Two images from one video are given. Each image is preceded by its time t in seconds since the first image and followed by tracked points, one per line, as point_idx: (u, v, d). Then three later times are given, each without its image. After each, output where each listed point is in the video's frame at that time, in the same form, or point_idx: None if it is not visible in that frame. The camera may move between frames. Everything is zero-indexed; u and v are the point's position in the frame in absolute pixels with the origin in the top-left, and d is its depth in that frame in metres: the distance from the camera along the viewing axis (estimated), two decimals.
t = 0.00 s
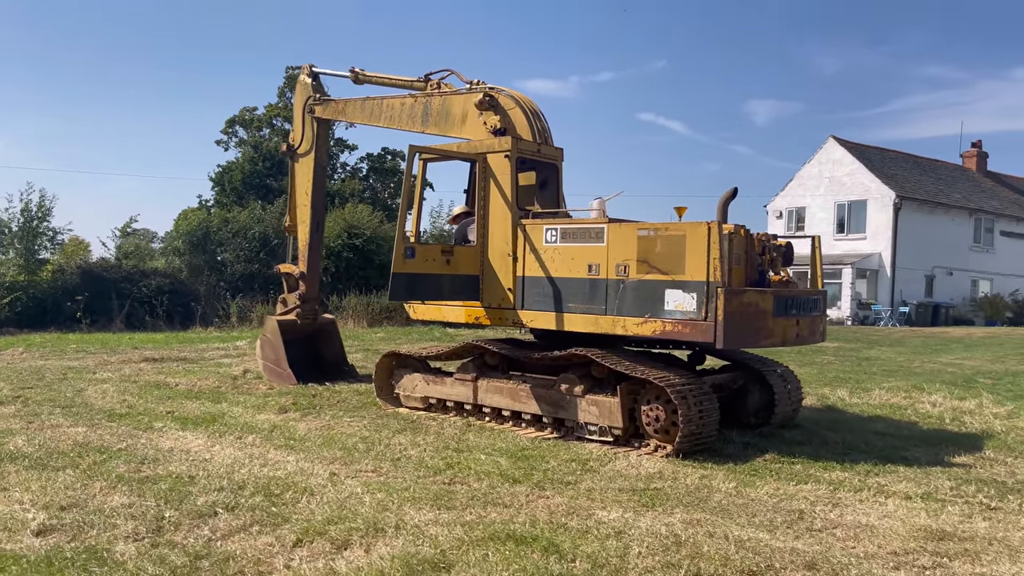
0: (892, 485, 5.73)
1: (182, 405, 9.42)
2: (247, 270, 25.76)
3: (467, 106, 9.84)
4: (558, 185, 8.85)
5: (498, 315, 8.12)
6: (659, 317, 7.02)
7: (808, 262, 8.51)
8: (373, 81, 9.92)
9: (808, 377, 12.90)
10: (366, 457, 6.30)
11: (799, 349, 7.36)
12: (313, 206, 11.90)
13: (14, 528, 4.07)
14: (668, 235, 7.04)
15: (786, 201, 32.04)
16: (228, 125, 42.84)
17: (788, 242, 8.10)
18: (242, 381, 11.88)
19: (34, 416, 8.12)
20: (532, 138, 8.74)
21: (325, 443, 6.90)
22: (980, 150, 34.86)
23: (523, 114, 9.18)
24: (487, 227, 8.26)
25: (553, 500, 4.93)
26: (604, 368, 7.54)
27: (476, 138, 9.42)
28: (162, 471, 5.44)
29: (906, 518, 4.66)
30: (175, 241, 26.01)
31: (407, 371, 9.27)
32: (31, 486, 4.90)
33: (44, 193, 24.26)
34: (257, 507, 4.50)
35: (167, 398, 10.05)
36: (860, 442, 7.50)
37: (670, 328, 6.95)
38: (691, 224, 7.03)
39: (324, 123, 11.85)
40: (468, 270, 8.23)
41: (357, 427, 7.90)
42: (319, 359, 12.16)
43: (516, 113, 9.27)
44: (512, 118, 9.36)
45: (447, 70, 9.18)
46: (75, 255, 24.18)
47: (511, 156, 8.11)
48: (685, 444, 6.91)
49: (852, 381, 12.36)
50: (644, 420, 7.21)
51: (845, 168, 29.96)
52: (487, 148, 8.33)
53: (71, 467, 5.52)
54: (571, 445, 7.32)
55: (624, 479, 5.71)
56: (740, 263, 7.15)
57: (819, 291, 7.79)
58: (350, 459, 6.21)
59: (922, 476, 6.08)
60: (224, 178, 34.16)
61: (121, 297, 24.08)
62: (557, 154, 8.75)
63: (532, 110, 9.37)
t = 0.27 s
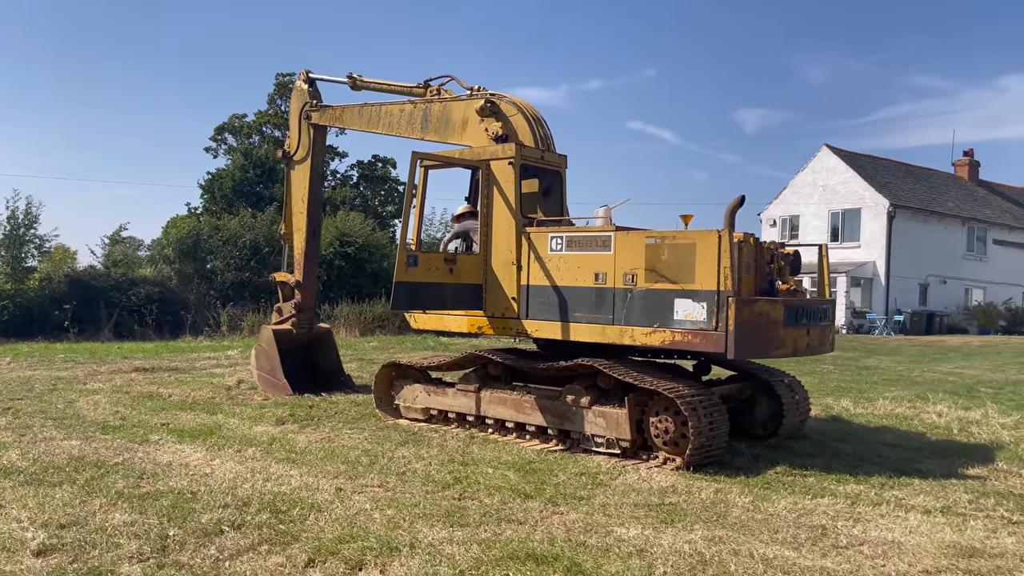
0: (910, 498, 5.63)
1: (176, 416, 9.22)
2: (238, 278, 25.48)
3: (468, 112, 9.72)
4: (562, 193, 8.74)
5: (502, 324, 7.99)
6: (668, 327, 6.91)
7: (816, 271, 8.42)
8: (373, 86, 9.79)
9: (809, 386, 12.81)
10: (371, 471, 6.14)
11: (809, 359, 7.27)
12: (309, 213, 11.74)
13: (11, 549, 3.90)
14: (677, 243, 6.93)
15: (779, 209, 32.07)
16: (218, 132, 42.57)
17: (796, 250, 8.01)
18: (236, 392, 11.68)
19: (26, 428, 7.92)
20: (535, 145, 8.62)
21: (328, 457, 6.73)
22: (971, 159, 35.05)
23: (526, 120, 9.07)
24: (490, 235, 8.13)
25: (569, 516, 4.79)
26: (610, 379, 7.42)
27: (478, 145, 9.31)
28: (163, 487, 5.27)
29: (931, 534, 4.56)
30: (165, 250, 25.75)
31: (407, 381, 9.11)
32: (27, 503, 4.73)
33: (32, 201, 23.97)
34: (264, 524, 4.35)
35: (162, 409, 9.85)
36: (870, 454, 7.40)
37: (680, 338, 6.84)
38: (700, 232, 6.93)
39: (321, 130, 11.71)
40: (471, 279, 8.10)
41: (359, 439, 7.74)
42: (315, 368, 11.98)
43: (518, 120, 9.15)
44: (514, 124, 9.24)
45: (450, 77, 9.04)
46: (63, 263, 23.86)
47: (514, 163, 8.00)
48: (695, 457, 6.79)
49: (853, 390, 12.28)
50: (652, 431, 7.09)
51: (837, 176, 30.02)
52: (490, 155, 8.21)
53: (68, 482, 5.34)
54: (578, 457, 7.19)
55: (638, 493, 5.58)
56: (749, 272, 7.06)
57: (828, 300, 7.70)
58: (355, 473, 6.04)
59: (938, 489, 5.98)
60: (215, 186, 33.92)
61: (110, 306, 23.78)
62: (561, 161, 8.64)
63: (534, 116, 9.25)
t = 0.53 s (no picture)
0: (935, 508, 5.53)
1: (181, 427, 9.10)
2: (238, 288, 25.34)
3: (474, 119, 9.64)
4: (571, 199, 8.65)
5: (512, 333, 7.88)
6: (683, 334, 6.81)
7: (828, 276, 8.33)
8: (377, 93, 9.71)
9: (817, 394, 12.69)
10: (383, 482, 6.02)
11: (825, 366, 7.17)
12: (313, 222, 11.64)
13: (23, 566, 3.79)
14: (691, 249, 6.85)
15: (779, 216, 32.04)
16: (216, 142, 42.48)
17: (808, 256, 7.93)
18: (240, 402, 11.55)
19: (29, 440, 7.79)
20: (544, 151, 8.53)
21: (338, 468, 6.62)
22: (970, 165, 35.07)
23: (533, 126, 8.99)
24: (499, 242, 8.03)
25: (591, 528, 4.68)
26: (623, 387, 7.32)
27: (484, 152, 9.22)
28: (172, 501, 5.15)
29: (962, 544, 4.46)
30: (164, 259, 25.62)
31: (414, 391, 9.00)
32: (35, 518, 4.60)
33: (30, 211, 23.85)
34: (280, 539, 4.23)
35: (166, 420, 9.73)
36: (887, 462, 7.30)
37: (696, 345, 6.74)
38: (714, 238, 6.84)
39: (325, 137, 11.62)
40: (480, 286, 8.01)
41: (368, 450, 7.62)
42: (319, 378, 11.87)
43: (526, 126, 9.07)
44: (522, 131, 9.16)
45: (453, 83, 9.14)
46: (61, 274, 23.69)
47: (523, 169, 7.91)
48: (712, 466, 6.69)
49: (862, 397, 12.18)
50: (667, 441, 6.99)
51: (837, 183, 30.00)
52: (499, 161, 8.13)
53: (75, 496, 5.21)
54: (591, 467, 7.08)
55: (656, 504, 5.48)
56: (764, 278, 6.98)
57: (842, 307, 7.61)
58: (367, 485, 5.92)
59: (962, 498, 5.88)
60: (213, 196, 33.82)
61: (109, 316, 23.62)
62: (570, 167, 8.55)
63: (542, 123, 9.17)
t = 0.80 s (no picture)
0: (978, 518, 5.37)
1: (198, 439, 8.98)
2: (249, 299, 25.27)
3: (492, 125, 9.53)
4: (591, 204, 8.51)
5: (534, 341, 7.74)
6: (711, 341, 6.66)
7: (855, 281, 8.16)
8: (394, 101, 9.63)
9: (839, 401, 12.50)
10: (408, 494, 5.89)
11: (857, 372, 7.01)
12: (328, 231, 11.55)
13: None
14: (719, 254, 6.71)
15: (791, 223, 31.85)
16: (226, 154, 42.55)
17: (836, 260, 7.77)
18: (255, 413, 11.43)
19: (46, 453, 7.68)
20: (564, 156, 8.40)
21: (361, 480, 6.49)
22: (983, 170, 34.81)
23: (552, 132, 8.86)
24: (520, 249, 7.90)
25: (628, 540, 4.53)
26: (649, 396, 7.17)
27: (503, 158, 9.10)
28: (196, 514, 5.02)
29: (1015, 557, 4.30)
30: (176, 271, 25.60)
31: (433, 400, 8.86)
32: (58, 533, 4.48)
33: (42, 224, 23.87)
34: (310, 554, 4.11)
35: (182, 431, 9.62)
36: (921, 471, 7.13)
37: (725, 352, 6.59)
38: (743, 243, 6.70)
39: (340, 146, 11.54)
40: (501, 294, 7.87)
41: (389, 461, 7.49)
42: (334, 388, 11.75)
43: (545, 131, 8.95)
44: (540, 136, 9.03)
45: (469, 89, 8.99)
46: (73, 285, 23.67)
47: (544, 174, 7.78)
48: (743, 476, 6.53)
49: (885, 405, 11.97)
50: (696, 450, 6.84)
51: (849, 189, 29.80)
52: (519, 166, 8.00)
53: (96, 510, 5.09)
54: (618, 477, 6.93)
55: (691, 515, 5.33)
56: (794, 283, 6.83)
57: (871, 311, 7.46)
58: (392, 497, 5.79)
59: (1003, 508, 5.72)
60: (223, 207, 33.84)
61: (121, 328, 23.57)
62: (590, 172, 8.42)
63: (560, 128, 9.03)
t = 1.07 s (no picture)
0: None
1: (218, 444, 8.90)
2: (264, 302, 25.23)
3: (513, 124, 9.40)
4: (615, 203, 8.37)
5: (559, 342, 7.60)
6: (744, 340, 6.51)
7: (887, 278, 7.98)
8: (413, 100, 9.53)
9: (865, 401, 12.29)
10: (436, 500, 5.77)
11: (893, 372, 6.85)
12: (346, 233, 11.45)
13: None
14: (751, 252, 6.55)
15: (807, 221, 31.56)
16: (238, 158, 42.59)
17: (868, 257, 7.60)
18: (274, 417, 11.34)
19: (67, 459, 7.60)
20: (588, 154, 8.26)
21: (387, 485, 6.37)
22: (1001, 166, 34.41)
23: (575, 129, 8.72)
24: (544, 248, 7.76)
25: (668, 547, 4.39)
26: (679, 398, 7.01)
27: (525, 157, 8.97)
28: (222, 522, 4.91)
29: None
30: (191, 275, 25.59)
31: (456, 403, 8.74)
32: (84, 543, 4.38)
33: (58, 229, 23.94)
34: (343, 565, 4.00)
35: (202, 436, 9.53)
36: (959, 472, 6.95)
37: (758, 352, 6.43)
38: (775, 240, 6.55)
39: (358, 147, 11.45)
40: (526, 294, 7.73)
41: (414, 465, 7.37)
42: (353, 391, 11.65)
43: (567, 129, 8.81)
44: (563, 134, 8.90)
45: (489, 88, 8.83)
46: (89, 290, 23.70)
47: (568, 172, 7.64)
48: (778, 479, 6.37)
49: (913, 404, 11.76)
50: (728, 452, 6.68)
51: (867, 186, 29.49)
52: (542, 165, 7.86)
53: (121, 518, 5.00)
54: (648, 480, 6.79)
55: (730, 520, 5.18)
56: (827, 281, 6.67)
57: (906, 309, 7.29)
58: (421, 502, 5.66)
59: None
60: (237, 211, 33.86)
61: (137, 332, 23.59)
62: (614, 169, 8.27)
63: (582, 126, 8.87)
